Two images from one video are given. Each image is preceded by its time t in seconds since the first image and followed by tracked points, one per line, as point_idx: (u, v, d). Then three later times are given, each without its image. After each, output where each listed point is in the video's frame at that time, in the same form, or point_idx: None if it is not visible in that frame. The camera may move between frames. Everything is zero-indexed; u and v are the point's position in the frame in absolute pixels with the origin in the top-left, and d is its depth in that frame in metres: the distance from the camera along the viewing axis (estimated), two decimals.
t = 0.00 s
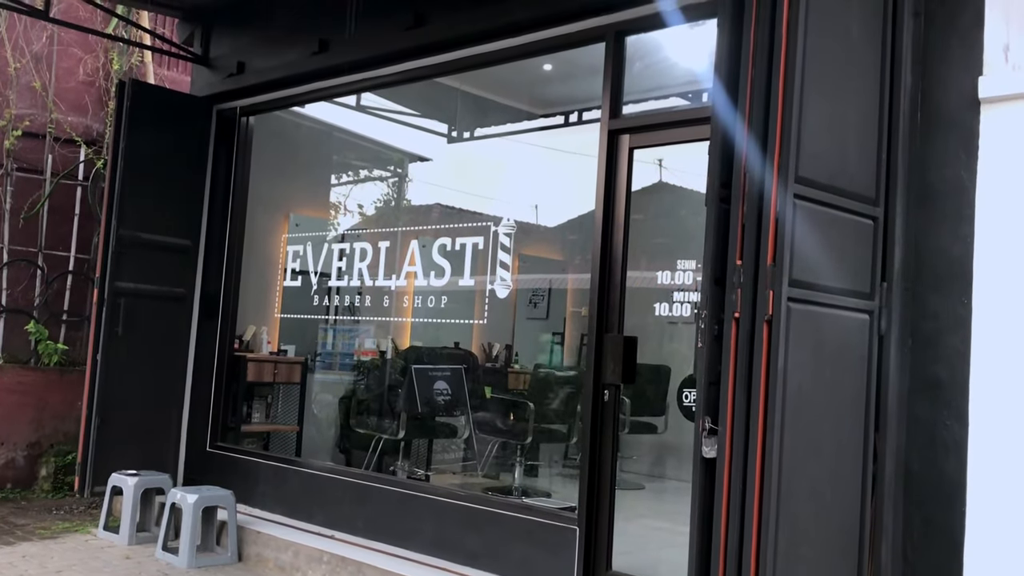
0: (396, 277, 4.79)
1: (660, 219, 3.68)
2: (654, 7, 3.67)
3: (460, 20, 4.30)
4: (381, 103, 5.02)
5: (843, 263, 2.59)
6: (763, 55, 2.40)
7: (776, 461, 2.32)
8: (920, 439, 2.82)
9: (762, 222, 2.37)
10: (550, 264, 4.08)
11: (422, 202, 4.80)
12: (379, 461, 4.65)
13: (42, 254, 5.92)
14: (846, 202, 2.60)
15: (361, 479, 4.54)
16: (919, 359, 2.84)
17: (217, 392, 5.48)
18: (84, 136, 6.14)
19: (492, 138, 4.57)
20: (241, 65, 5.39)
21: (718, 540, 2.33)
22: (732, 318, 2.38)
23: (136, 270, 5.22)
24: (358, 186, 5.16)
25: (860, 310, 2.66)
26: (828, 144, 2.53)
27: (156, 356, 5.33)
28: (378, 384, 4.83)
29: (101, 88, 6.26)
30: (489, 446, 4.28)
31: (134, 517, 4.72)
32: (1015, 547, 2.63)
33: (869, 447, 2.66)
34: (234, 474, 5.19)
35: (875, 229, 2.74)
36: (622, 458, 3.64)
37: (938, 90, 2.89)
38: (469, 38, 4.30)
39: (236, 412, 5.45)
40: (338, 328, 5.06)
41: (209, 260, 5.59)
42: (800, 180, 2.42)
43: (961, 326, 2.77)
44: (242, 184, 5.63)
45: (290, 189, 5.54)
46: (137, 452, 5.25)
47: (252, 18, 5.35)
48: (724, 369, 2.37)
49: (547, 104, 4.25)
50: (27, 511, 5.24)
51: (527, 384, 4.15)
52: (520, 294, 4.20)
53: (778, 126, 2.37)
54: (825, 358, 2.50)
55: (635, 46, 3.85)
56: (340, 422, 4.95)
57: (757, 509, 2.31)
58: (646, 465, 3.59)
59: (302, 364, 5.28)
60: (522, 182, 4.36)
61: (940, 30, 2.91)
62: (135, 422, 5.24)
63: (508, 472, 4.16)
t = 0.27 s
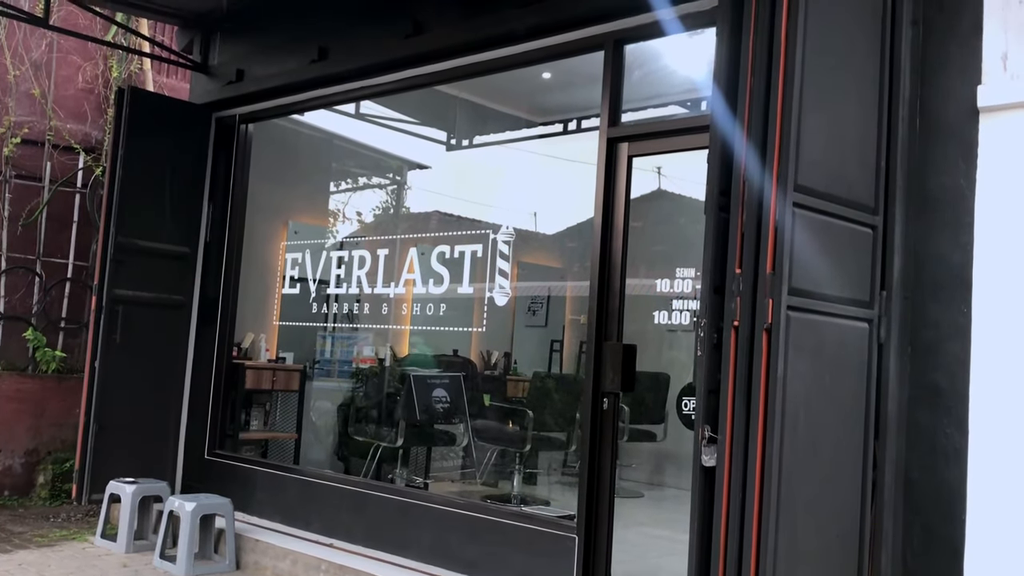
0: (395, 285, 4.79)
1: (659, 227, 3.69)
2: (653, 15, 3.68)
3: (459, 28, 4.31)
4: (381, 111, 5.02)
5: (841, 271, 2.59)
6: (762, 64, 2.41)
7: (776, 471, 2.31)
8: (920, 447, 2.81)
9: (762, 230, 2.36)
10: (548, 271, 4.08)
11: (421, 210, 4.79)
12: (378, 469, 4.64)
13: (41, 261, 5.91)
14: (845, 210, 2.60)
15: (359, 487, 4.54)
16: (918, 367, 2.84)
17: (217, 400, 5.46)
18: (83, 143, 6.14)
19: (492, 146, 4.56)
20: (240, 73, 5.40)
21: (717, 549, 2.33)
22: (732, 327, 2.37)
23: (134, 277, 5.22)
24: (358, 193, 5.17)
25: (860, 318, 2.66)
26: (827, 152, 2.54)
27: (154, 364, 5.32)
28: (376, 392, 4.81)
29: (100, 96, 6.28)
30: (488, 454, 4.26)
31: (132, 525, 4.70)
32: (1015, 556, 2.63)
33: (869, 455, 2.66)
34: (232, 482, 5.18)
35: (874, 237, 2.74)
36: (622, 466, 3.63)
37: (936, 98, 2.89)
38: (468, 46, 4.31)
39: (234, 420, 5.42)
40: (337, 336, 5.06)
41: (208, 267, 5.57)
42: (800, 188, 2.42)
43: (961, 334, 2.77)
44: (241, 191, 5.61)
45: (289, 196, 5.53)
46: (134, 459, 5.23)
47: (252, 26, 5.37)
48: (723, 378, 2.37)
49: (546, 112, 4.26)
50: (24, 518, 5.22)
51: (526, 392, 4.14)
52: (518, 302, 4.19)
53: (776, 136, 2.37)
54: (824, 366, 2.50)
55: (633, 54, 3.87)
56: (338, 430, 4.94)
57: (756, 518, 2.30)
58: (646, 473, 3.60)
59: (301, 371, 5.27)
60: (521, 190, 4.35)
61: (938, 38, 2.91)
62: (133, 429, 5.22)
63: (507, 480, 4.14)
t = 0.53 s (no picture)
0: (395, 289, 4.79)
1: (659, 232, 3.69)
2: (653, 20, 3.69)
3: (460, 33, 4.32)
4: (381, 116, 5.02)
5: (843, 277, 2.59)
6: (763, 69, 2.41)
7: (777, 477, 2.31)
8: (922, 453, 2.81)
9: (763, 235, 2.37)
10: (548, 276, 4.08)
11: (421, 214, 4.77)
12: (377, 474, 4.63)
13: (40, 265, 5.90)
14: (846, 216, 2.61)
15: (358, 491, 4.55)
16: (919, 372, 2.84)
17: (216, 404, 5.47)
18: (83, 148, 6.14)
19: (492, 150, 4.51)
20: (240, 77, 5.42)
21: (718, 555, 2.33)
22: (733, 332, 2.38)
23: (134, 281, 5.22)
24: (358, 198, 5.12)
25: (861, 324, 2.66)
26: (828, 158, 2.54)
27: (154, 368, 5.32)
28: (376, 396, 4.80)
29: (101, 100, 6.28)
30: (488, 458, 4.23)
31: (131, 530, 4.69)
32: (1015, 564, 2.63)
33: (870, 461, 2.65)
34: (232, 486, 5.17)
35: (875, 242, 2.74)
36: (622, 470, 3.63)
37: (937, 103, 2.90)
38: (469, 51, 4.32)
39: (234, 424, 5.42)
40: (336, 340, 5.05)
41: (208, 271, 5.59)
42: (801, 194, 2.42)
43: (962, 340, 2.77)
44: (241, 196, 5.63)
45: (288, 200, 5.48)
46: (134, 464, 5.22)
47: (253, 31, 5.38)
48: (725, 384, 2.37)
49: (547, 116, 4.21)
50: (23, 523, 5.21)
51: (525, 397, 4.12)
52: (518, 307, 4.19)
53: (778, 142, 2.37)
54: (825, 372, 2.50)
55: (635, 59, 3.87)
56: (337, 434, 4.93)
57: (757, 525, 2.30)
58: (646, 478, 3.58)
59: (300, 375, 5.25)
60: (523, 195, 4.31)
61: (939, 43, 2.92)
62: (133, 434, 5.22)
63: (506, 485, 4.12)
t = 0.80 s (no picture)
0: (396, 289, 4.79)
1: (660, 232, 3.69)
2: (654, 20, 3.69)
3: (460, 32, 4.32)
4: (381, 115, 5.02)
5: (846, 276, 2.59)
6: (767, 69, 2.41)
7: (781, 477, 2.31)
8: (926, 453, 2.81)
9: (766, 234, 2.37)
10: (549, 276, 4.07)
11: (421, 214, 4.77)
12: (378, 474, 4.62)
13: (41, 265, 5.89)
14: (850, 215, 2.61)
15: (359, 491, 4.55)
16: (924, 372, 2.84)
17: (217, 403, 5.46)
18: (83, 148, 6.12)
19: (492, 150, 4.51)
20: (240, 77, 5.41)
21: (722, 555, 2.33)
22: (737, 331, 2.38)
23: (135, 281, 5.21)
24: (359, 197, 5.12)
25: (864, 323, 2.66)
26: (832, 157, 2.54)
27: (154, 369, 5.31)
28: (376, 396, 4.80)
29: (101, 99, 6.27)
30: (489, 458, 4.23)
31: (133, 530, 4.67)
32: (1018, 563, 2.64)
33: (874, 460, 2.66)
34: (232, 486, 5.16)
35: (878, 242, 2.74)
36: (623, 470, 3.63)
37: (940, 103, 2.90)
38: (470, 51, 4.31)
39: (234, 424, 5.41)
40: (336, 340, 5.05)
41: (208, 272, 5.58)
42: (805, 193, 2.42)
43: (966, 339, 2.77)
44: (241, 198, 5.62)
45: (288, 201, 5.48)
46: (134, 464, 5.21)
47: (254, 30, 5.37)
48: (729, 383, 2.37)
49: (547, 116, 4.22)
50: (23, 523, 5.20)
51: (526, 397, 4.12)
52: (519, 306, 4.19)
53: (781, 142, 2.37)
54: (829, 371, 2.50)
55: (636, 58, 3.87)
56: (338, 434, 4.92)
57: (761, 524, 2.30)
58: (647, 477, 3.59)
59: (302, 375, 5.24)
60: (524, 194, 4.31)
61: (941, 43, 2.92)
62: (133, 434, 5.21)
63: (507, 485, 4.13)
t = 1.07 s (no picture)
0: (397, 284, 4.77)
1: (661, 226, 3.70)
2: (654, 13, 3.68)
3: (460, 26, 4.30)
4: (381, 109, 5.00)
5: (849, 270, 2.59)
6: (769, 63, 2.41)
7: (784, 472, 2.31)
8: (930, 446, 2.82)
9: (770, 228, 2.36)
10: (549, 271, 4.06)
11: (419, 208, 4.78)
12: (379, 468, 4.62)
13: (40, 260, 5.88)
14: (854, 209, 2.61)
15: (359, 486, 4.54)
16: (927, 366, 2.84)
17: (217, 400, 5.43)
18: (82, 142, 6.10)
19: (491, 144, 4.54)
20: (241, 70, 5.38)
21: (725, 549, 2.34)
22: (740, 326, 2.38)
23: (134, 276, 5.19)
24: (358, 192, 5.14)
25: (867, 317, 2.66)
26: (835, 151, 2.54)
27: (154, 364, 5.30)
28: (376, 391, 4.80)
29: (100, 94, 6.25)
30: (489, 452, 4.25)
31: (133, 526, 4.67)
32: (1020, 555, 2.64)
33: (876, 453, 2.66)
34: (233, 481, 5.16)
35: (881, 235, 2.74)
36: (625, 465, 3.62)
37: (943, 96, 2.90)
38: (470, 44, 4.30)
39: (235, 419, 5.40)
40: (335, 335, 5.05)
41: (208, 267, 5.56)
42: (808, 187, 2.42)
43: (969, 333, 2.77)
44: (241, 190, 5.60)
45: (287, 195, 5.51)
46: (134, 459, 5.21)
47: (253, 24, 5.35)
48: (732, 378, 2.37)
49: (548, 110, 4.22)
50: (24, 519, 5.19)
51: (526, 391, 4.12)
52: (519, 301, 4.18)
53: (785, 137, 2.36)
54: (832, 365, 2.50)
55: (637, 52, 3.86)
56: (338, 429, 4.92)
57: (764, 519, 2.30)
58: (646, 471, 3.61)
59: (302, 370, 5.26)
60: (524, 189, 4.31)
61: (944, 35, 2.92)
62: (133, 429, 5.20)
63: (507, 479, 4.13)
